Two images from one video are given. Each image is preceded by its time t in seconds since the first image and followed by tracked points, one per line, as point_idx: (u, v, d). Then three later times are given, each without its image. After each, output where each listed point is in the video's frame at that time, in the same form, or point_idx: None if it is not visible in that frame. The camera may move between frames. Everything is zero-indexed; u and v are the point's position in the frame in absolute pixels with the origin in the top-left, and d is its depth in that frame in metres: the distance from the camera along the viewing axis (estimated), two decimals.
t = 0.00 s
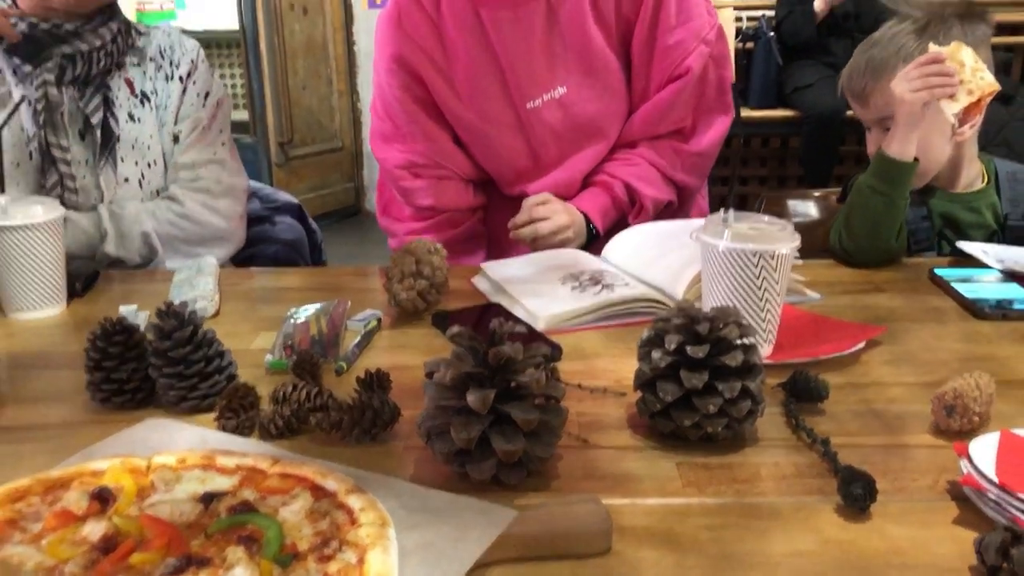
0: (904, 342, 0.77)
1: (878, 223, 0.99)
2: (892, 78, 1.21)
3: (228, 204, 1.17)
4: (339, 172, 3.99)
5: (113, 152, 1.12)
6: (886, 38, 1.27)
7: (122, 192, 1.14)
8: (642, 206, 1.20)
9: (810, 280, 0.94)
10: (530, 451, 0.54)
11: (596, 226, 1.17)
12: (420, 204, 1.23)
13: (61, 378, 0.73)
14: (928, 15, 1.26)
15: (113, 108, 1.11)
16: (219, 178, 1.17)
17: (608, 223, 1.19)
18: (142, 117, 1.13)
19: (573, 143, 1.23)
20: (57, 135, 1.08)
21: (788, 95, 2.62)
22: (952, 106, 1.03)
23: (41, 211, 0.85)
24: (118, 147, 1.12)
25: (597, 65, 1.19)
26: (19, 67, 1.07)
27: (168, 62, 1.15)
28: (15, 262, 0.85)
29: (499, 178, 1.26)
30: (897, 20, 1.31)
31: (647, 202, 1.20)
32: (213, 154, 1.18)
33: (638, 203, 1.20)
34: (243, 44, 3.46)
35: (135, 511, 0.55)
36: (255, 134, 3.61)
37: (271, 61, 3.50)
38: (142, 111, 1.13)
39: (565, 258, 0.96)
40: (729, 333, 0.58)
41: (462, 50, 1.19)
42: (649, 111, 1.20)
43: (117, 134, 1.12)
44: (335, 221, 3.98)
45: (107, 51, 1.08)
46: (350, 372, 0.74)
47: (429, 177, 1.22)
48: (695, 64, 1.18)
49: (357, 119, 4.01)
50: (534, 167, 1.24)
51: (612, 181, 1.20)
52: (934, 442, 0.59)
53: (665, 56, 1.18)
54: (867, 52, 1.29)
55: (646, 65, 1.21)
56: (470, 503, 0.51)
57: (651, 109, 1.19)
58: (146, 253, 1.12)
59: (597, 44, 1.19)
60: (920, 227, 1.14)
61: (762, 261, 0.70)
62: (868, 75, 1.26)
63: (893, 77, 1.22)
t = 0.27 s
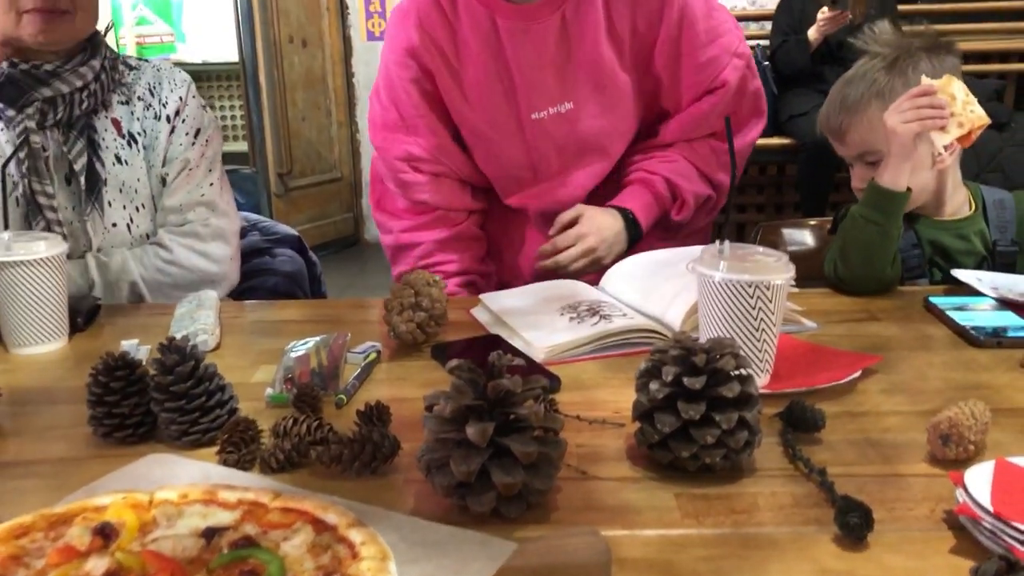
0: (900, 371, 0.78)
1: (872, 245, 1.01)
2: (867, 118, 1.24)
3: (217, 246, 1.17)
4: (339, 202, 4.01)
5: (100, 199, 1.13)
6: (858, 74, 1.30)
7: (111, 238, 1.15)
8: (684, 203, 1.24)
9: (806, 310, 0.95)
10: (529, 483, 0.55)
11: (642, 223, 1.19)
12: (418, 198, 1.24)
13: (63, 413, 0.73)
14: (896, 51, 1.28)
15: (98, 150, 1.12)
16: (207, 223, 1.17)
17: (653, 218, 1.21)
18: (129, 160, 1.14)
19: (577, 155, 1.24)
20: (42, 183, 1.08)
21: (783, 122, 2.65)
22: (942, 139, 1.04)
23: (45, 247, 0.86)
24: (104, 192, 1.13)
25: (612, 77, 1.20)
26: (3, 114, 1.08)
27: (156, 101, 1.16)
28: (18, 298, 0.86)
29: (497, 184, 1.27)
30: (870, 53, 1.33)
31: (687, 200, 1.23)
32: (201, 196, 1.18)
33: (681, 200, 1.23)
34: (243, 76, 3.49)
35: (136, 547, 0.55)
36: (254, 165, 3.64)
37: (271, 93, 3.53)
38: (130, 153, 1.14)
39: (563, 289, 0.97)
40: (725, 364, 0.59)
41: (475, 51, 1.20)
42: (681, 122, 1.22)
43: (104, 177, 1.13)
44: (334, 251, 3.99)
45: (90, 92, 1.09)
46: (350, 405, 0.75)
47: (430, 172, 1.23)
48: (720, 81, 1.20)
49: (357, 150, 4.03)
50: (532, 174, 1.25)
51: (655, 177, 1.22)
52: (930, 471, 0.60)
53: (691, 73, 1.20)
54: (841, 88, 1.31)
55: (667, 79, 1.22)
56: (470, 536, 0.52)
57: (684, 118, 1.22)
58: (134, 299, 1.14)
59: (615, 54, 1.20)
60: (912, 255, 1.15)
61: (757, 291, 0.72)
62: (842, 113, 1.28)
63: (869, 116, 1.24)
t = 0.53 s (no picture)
0: (883, 404, 0.78)
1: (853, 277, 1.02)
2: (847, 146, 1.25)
3: (194, 285, 1.15)
4: (322, 227, 4.00)
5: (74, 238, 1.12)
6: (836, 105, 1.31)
7: (87, 277, 1.14)
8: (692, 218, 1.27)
9: (790, 340, 0.95)
10: (515, 523, 0.54)
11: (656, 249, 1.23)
12: (405, 175, 1.30)
13: (40, 450, 0.72)
14: (873, 81, 1.31)
15: (69, 187, 1.11)
16: (183, 261, 1.14)
17: (665, 241, 1.25)
18: (103, 198, 1.12)
19: (565, 163, 1.25)
20: (12, 223, 1.08)
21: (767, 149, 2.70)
22: (917, 170, 1.06)
23: (23, 278, 0.85)
24: (78, 230, 1.12)
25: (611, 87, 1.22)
26: None
27: (129, 134, 1.15)
28: None
29: (481, 180, 1.29)
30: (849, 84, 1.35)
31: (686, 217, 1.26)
32: (177, 234, 1.16)
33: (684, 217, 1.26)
34: (225, 100, 3.49)
35: None
36: (237, 189, 3.63)
37: (253, 118, 3.53)
38: (103, 190, 1.13)
39: (547, 319, 0.96)
40: (709, 401, 0.59)
41: (479, 46, 1.23)
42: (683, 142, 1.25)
43: (76, 214, 1.12)
44: (316, 275, 3.97)
45: (59, 127, 1.09)
46: (333, 440, 0.74)
47: (418, 151, 1.28)
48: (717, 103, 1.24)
49: (340, 175, 4.02)
50: (518, 176, 1.27)
51: (663, 202, 1.24)
52: (915, 508, 0.60)
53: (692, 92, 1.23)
54: (819, 118, 1.33)
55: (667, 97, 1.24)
56: None
57: (689, 141, 1.25)
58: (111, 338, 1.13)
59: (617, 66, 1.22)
60: (891, 283, 1.16)
61: (740, 325, 0.72)
62: (822, 142, 1.29)
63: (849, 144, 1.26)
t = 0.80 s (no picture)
0: (863, 451, 0.78)
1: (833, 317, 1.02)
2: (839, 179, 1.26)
3: (164, 321, 1.14)
4: (297, 247, 3.98)
5: (41, 275, 1.10)
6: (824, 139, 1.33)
7: (55, 314, 1.12)
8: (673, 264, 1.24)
9: (769, 381, 0.95)
10: None
11: (631, 292, 1.20)
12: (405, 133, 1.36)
13: (7, 501, 0.70)
14: (864, 117, 1.32)
15: (35, 224, 1.08)
16: (155, 296, 1.13)
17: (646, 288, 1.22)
18: (70, 234, 1.11)
19: (542, 171, 1.24)
20: None
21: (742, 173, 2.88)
22: (898, 213, 1.07)
23: None
24: (45, 268, 1.10)
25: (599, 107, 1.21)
26: None
27: (97, 168, 1.12)
28: None
29: (458, 176, 1.31)
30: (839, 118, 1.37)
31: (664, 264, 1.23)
32: (147, 270, 1.14)
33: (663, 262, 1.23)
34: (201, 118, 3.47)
35: None
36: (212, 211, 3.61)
37: (229, 138, 3.51)
38: (71, 226, 1.11)
39: (526, 359, 0.96)
40: (692, 456, 0.59)
41: (479, 39, 1.24)
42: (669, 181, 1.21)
43: (42, 251, 1.10)
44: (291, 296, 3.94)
45: (24, 164, 1.07)
46: (309, 489, 0.73)
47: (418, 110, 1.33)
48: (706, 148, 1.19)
49: (316, 195, 4.01)
50: (495, 175, 1.27)
51: (644, 245, 1.21)
52: (896, 564, 0.60)
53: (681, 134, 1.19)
54: (808, 151, 1.34)
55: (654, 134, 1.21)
56: None
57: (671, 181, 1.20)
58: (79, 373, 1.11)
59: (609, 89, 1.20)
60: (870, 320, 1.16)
61: (721, 372, 0.71)
62: (811, 175, 1.31)
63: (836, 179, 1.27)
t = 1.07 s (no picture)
0: (857, 500, 0.78)
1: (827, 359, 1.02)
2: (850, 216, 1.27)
3: (153, 346, 1.13)
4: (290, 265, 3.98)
5: (34, 308, 1.10)
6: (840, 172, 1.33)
7: (46, 345, 1.12)
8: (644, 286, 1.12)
9: (762, 425, 0.95)
10: None
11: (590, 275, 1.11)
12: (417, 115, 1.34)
13: None
14: (885, 158, 1.32)
15: (29, 258, 1.09)
16: (141, 321, 1.13)
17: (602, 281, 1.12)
18: (63, 266, 1.11)
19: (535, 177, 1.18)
20: None
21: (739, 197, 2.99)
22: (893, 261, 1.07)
23: None
24: (38, 301, 1.10)
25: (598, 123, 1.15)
26: None
27: (87, 198, 1.13)
28: None
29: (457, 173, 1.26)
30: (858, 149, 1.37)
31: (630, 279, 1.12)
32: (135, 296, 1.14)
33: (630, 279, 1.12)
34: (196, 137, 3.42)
35: None
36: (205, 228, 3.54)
37: (224, 156, 3.46)
38: (63, 258, 1.11)
39: (521, 400, 0.96)
40: (687, 514, 0.59)
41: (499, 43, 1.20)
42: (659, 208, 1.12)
43: (37, 285, 1.10)
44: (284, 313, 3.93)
45: (22, 200, 1.07)
46: (304, 534, 0.73)
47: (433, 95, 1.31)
48: (698, 179, 1.10)
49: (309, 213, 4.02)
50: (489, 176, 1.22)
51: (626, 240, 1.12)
52: None
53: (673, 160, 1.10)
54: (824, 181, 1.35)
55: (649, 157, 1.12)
56: None
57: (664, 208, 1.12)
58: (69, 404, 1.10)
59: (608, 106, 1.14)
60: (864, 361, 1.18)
61: (716, 424, 0.72)
62: (823, 209, 1.31)
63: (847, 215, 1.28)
